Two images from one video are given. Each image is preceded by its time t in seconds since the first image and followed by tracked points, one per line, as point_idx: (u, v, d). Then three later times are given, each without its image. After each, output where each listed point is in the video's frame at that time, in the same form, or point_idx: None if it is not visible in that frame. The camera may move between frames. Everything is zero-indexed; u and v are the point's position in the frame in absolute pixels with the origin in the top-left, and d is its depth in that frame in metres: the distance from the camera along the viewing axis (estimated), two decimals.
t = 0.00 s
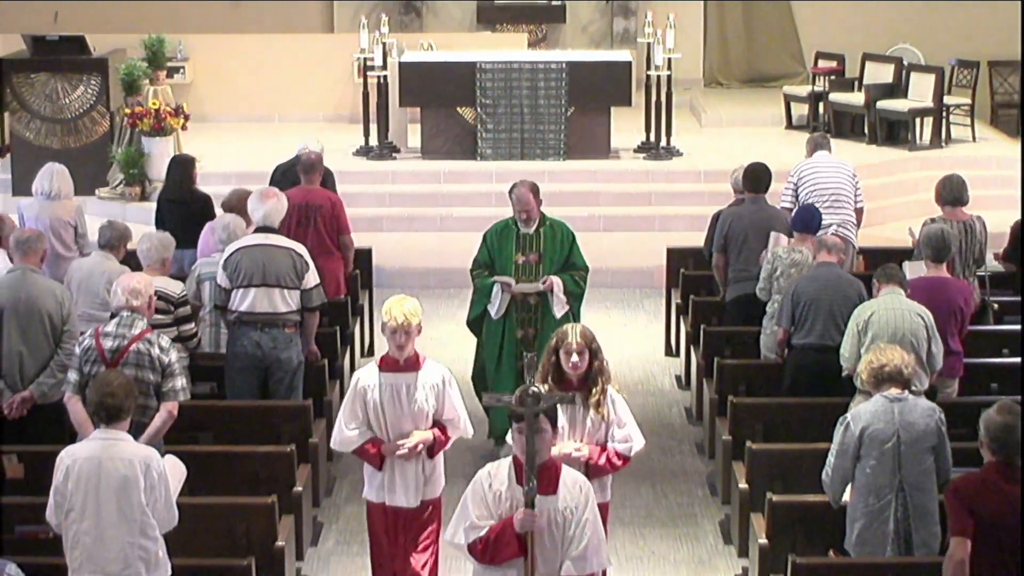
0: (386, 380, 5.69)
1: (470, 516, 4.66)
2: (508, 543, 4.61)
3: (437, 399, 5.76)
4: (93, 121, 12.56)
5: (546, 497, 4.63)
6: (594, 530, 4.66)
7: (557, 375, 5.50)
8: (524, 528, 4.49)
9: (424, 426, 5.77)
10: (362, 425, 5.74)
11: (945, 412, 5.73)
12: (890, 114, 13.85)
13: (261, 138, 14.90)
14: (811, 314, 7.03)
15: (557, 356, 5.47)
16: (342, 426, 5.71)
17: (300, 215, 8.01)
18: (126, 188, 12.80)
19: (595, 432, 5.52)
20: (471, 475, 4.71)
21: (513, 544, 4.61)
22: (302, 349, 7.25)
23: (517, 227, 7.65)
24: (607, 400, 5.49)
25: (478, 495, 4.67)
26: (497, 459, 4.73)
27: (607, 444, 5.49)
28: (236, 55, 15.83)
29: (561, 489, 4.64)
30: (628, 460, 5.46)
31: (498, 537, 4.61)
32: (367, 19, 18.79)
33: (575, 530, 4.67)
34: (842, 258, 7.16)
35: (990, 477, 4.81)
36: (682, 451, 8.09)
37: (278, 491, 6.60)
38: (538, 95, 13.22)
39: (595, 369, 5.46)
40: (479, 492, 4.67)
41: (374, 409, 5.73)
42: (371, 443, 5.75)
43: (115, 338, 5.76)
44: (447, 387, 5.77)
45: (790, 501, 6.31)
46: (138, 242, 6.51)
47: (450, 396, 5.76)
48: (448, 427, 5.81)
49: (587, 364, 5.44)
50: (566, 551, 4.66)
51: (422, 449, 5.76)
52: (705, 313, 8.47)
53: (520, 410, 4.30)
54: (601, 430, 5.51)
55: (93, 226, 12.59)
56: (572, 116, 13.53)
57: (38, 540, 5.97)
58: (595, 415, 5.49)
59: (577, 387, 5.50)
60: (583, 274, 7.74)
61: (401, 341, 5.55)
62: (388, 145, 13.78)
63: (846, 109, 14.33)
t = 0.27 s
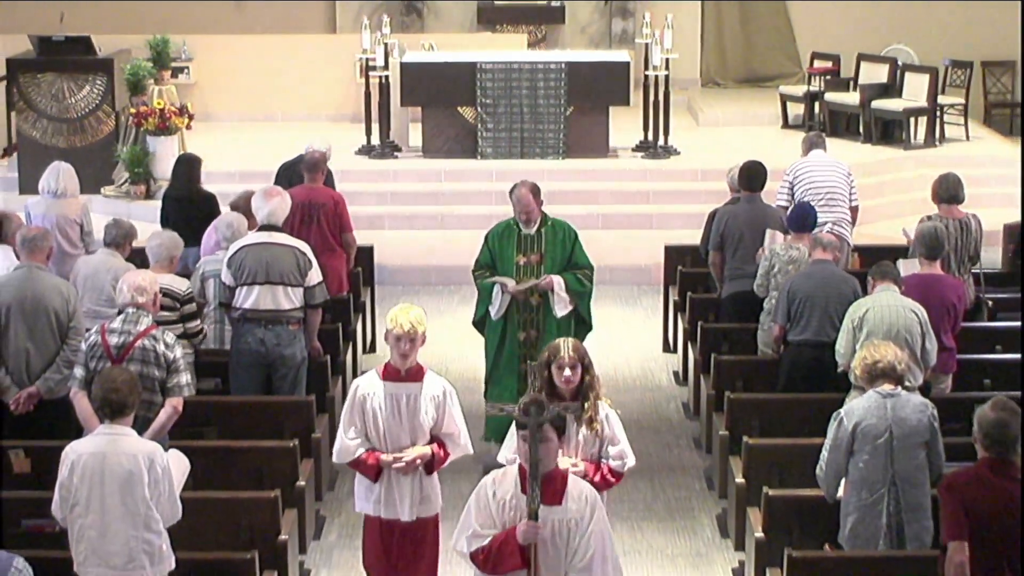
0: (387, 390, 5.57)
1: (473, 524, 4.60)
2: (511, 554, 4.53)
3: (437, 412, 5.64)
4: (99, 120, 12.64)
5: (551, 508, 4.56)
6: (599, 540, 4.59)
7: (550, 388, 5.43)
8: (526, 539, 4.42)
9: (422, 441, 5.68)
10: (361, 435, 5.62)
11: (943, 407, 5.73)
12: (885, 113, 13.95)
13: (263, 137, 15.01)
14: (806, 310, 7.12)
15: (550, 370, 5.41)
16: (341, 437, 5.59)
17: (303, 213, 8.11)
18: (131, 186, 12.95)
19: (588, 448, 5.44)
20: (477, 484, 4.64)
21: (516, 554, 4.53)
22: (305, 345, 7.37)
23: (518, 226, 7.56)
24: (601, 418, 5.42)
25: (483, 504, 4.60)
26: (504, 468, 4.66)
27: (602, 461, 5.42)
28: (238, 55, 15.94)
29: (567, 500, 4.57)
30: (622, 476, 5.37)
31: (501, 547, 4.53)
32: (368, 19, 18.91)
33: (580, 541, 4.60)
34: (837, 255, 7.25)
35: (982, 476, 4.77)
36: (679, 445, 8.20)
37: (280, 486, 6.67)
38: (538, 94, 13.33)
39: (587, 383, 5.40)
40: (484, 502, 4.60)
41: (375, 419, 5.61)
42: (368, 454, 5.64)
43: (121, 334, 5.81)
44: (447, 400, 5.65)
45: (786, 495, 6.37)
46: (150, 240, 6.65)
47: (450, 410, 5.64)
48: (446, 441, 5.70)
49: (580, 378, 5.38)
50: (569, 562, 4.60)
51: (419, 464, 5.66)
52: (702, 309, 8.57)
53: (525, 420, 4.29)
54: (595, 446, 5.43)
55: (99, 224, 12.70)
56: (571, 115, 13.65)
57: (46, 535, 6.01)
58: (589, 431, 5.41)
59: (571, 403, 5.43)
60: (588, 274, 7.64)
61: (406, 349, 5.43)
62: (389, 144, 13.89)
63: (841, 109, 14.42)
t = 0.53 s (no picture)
0: (379, 410, 5.41)
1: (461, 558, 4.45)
2: None
3: (430, 431, 5.46)
4: (103, 120, 12.71)
5: (541, 539, 4.40)
6: (590, 570, 4.44)
7: (549, 405, 5.23)
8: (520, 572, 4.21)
9: (415, 459, 5.50)
10: (351, 454, 5.46)
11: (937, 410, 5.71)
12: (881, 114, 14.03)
13: (264, 137, 15.09)
14: (803, 308, 7.18)
15: (550, 384, 5.20)
16: (331, 456, 5.44)
17: (305, 213, 8.19)
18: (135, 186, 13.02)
19: (589, 460, 5.30)
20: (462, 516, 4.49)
21: None
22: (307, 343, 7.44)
23: (513, 241, 7.46)
24: (602, 430, 5.27)
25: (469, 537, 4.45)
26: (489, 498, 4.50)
27: (603, 473, 5.31)
28: (239, 55, 16.01)
29: (555, 529, 4.42)
30: (623, 488, 5.32)
31: None
32: (369, 20, 19.01)
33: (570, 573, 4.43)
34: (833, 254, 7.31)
35: (979, 472, 4.78)
36: (677, 442, 8.28)
37: (283, 482, 6.72)
38: (538, 94, 13.40)
39: (588, 397, 5.23)
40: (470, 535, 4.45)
41: (365, 438, 5.44)
42: (359, 474, 5.49)
43: (125, 331, 5.85)
44: (441, 418, 5.47)
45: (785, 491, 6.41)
46: (158, 239, 6.77)
47: (444, 428, 5.47)
48: (440, 459, 5.52)
49: (581, 393, 5.19)
50: None
51: (410, 482, 5.51)
52: (701, 307, 8.66)
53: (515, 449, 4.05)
54: (596, 458, 5.30)
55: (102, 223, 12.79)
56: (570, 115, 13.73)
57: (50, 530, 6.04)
58: (591, 445, 5.26)
59: (570, 416, 5.26)
60: (584, 286, 7.54)
61: (397, 368, 5.26)
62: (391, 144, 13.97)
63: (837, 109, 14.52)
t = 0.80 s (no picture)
0: (369, 423, 5.33)
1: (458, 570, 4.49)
2: None
3: (423, 444, 5.38)
4: (106, 121, 12.77)
5: (540, 552, 4.47)
6: None
7: (556, 424, 5.06)
8: None
9: (407, 475, 5.42)
10: (343, 470, 5.39)
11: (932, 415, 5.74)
12: (878, 115, 14.10)
13: (264, 138, 15.14)
14: (800, 308, 7.22)
15: (555, 402, 5.03)
16: (321, 473, 5.37)
17: (306, 213, 8.23)
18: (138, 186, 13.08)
19: (595, 482, 5.09)
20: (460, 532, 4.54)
21: None
22: (308, 343, 7.49)
23: (506, 242, 7.32)
24: (608, 452, 5.05)
25: (466, 550, 4.50)
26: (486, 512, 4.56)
27: (609, 496, 5.11)
28: (241, 56, 16.06)
29: (552, 544, 4.49)
30: (629, 512, 5.12)
31: None
32: (370, 21, 19.07)
33: None
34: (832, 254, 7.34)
35: (976, 469, 4.81)
36: (676, 441, 8.33)
37: (284, 481, 6.75)
38: (538, 95, 13.45)
39: (595, 416, 5.02)
40: (467, 548, 4.50)
41: (356, 454, 5.36)
42: (351, 490, 5.41)
43: (128, 331, 5.89)
44: (433, 431, 5.38)
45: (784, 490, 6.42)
46: (162, 238, 6.77)
47: (436, 441, 5.38)
48: (433, 473, 5.43)
49: (587, 411, 5.00)
50: None
51: (403, 498, 5.42)
52: (700, 307, 8.71)
53: (511, 462, 4.07)
54: (602, 480, 5.08)
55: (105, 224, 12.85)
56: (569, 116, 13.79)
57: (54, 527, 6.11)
58: (597, 467, 5.04)
59: (576, 437, 5.05)
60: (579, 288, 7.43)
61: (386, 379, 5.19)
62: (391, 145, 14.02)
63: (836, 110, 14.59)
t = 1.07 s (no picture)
0: (369, 450, 5.13)
1: None
2: None
3: (425, 472, 5.17)
4: (109, 122, 12.83)
5: None
6: None
7: (553, 440, 4.97)
8: None
9: (409, 504, 5.21)
10: (341, 500, 5.18)
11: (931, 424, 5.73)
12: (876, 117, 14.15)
13: (265, 139, 15.19)
14: (798, 307, 7.27)
15: (555, 420, 4.95)
16: (320, 502, 5.16)
17: (308, 213, 8.29)
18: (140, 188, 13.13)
19: (596, 502, 5.06)
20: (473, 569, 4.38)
21: None
22: (309, 342, 7.54)
23: (506, 254, 7.16)
24: (610, 470, 5.00)
25: None
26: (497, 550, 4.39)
27: (611, 515, 5.06)
28: (242, 57, 16.11)
29: None
30: (634, 533, 5.06)
31: None
32: (371, 23, 19.15)
33: None
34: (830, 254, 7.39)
35: (967, 467, 4.85)
36: (675, 440, 8.38)
37: (286, 479, 6.80)
38: (538, 97, 13.51)
39: (597, 435, 4.95)
40: None
41: (356, 482, 5.16)
42: (351, 521, 5.19)
43: (132, 331, 5.94)
44: (436, 459, 5.17)
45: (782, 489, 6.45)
46: (166, 239, 6.81)
47: (439, 469, 5.17)
48: (436, 503, 5.22)
49: (588, 428, 4.93)
50: None
51: (404, 529, 5.20)
52: (699, 306, 8.76)
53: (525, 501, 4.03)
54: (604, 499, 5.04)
55: (108, 224, 12.91)
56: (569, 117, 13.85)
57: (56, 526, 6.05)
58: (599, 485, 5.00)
59: (577, 456, 4.99)
60: (578, 304, 7.25)
61: (388, 404, 5.01)
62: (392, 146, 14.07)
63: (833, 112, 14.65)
